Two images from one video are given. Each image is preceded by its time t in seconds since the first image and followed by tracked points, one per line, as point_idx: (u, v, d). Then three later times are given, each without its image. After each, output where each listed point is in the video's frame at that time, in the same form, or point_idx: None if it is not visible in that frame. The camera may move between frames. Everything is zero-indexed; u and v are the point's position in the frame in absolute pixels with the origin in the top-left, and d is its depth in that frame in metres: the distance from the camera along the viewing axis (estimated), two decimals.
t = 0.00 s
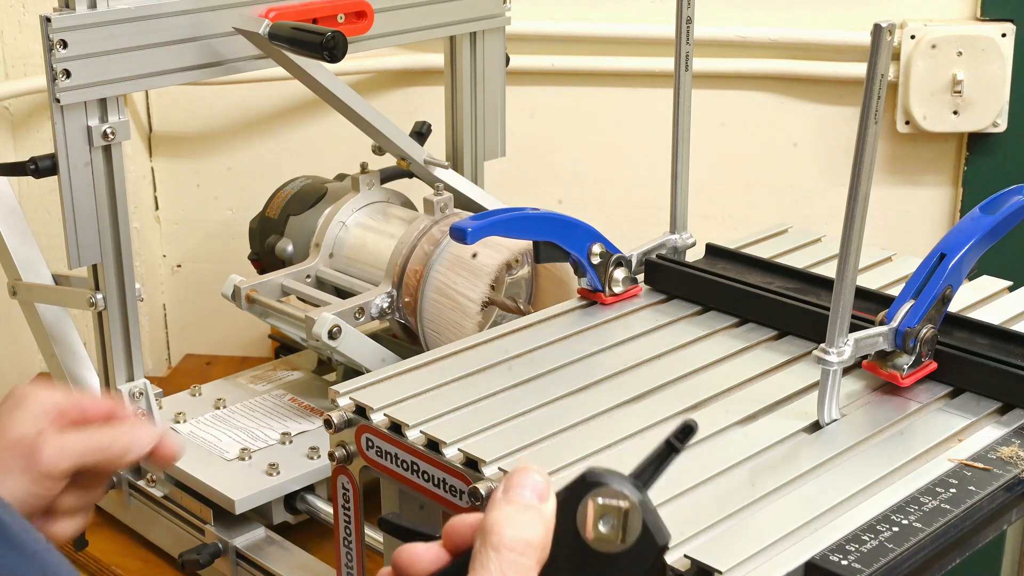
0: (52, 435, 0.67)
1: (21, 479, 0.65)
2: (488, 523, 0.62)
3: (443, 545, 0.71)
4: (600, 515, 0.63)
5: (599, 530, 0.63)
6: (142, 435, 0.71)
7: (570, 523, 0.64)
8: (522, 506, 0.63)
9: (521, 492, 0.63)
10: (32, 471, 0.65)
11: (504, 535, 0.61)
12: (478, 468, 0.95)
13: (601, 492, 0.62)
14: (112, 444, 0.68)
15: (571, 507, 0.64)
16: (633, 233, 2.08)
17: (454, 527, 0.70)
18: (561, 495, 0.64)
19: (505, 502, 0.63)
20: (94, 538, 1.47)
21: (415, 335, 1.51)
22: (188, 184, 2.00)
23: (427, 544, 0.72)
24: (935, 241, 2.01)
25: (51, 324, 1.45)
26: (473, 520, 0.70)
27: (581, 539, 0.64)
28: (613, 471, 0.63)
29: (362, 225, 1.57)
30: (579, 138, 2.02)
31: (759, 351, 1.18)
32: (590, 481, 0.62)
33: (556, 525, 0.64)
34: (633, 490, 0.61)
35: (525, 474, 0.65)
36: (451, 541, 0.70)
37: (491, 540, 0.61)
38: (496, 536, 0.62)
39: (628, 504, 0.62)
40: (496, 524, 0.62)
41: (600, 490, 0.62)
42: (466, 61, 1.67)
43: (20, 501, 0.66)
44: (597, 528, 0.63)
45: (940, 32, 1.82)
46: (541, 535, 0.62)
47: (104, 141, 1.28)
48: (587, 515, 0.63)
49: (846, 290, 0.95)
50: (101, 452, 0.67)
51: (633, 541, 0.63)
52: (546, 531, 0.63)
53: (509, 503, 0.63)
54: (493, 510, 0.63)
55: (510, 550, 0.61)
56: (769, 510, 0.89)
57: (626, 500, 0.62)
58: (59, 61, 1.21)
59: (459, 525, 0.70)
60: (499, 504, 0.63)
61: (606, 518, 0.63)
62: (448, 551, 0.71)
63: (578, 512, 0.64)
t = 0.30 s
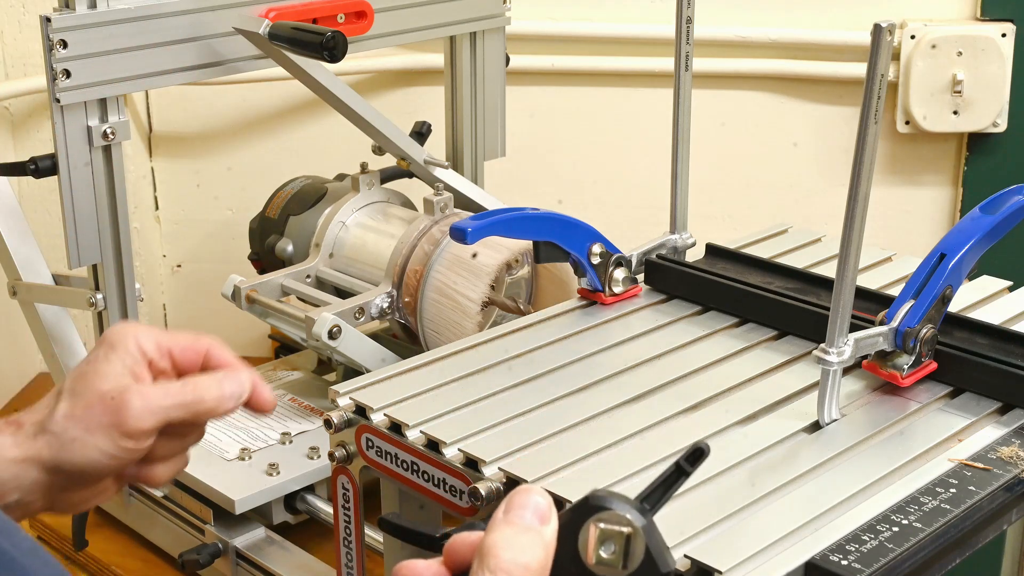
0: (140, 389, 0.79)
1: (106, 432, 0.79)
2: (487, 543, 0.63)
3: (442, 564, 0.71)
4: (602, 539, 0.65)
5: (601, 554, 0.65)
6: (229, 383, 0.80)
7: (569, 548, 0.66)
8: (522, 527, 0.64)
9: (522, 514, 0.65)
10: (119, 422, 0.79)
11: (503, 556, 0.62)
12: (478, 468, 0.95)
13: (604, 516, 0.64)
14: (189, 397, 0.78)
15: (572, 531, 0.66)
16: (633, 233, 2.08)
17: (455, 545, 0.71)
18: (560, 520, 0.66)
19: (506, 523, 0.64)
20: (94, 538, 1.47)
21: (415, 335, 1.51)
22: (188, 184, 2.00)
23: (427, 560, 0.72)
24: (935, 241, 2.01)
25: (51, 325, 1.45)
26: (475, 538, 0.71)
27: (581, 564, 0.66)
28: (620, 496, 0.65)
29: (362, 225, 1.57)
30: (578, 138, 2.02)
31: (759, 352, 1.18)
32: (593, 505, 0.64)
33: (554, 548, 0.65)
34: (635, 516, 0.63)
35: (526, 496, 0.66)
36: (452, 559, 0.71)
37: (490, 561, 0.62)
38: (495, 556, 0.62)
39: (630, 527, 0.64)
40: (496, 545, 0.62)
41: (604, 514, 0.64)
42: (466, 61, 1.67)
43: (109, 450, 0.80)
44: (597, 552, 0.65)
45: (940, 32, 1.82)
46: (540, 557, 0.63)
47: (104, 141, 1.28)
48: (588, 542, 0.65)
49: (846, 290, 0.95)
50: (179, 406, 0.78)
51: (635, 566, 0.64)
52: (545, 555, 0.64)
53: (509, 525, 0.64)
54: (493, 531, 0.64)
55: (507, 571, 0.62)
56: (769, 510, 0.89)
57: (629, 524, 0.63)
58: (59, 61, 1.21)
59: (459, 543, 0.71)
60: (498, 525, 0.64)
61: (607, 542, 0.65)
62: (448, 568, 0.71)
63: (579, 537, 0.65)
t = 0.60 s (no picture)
0: (119, 358, 0.84)
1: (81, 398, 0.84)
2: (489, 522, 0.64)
3: (444, 548, 0.72)
4: (601, 514, 0.64)
5: (601, 530, 0.64)
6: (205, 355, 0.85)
7: (571, 524, 0.65)
8: (524, 505, 0.65)
9: (522, 493, 0.65)
10: (94, 391, 0.83)
11: (507, 533, 0.63)
12: (478, 468, 0.95)
13: (602, 493, 0.64)
14: (164, 370, 0.84)
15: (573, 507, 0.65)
16: (634, 233, 2.08)
17: (455, 530, 0.71)
18: (561, 498, 0.66)
19: (507, 502, 0.65)
20: (94, 538, 1.47)
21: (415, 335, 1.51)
22: (188, 184, 2.00)
23: (427, 547, 0.73)
24: (935, 241, 2.01)
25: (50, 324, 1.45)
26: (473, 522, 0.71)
27: (581, 541, 0.65)
28: (615, 474, 0.65)
29: (362, 225, 1.57)
30: (578, 138, 2.02)
31: (759, 352, 1.18)
32: (591, 482, 0.64)
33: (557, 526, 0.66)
34: (632, 491, 0.63)
35: (526, 476, 0.67)
36: (452, 543, 0.72)
37: (494, 538, 0.63)
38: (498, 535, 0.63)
39: (629, 502, 0.64)
40: (498, 523, 0.63)
41: (602, 489, 0.64)
42: (466, 61, 1.67)
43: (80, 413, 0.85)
44: (597, 527, 0.65)
45: (940, 32, 1.82)
46: (544, 533, 0.64)
47: (104, 141, 1.28)
48: (587, 518, 0.65)
49: (846, 290, 0.95)
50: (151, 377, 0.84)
51: (634, 541, 0.64)
52: (548, 532, 0.65)
53: (512, 503, 0.65)
54: (495, 510, 0.65)
55: (511, 548, 0.63)
56: (769, 510, 0.89)
57: (627, 498, 0.64)
58: (59, 61, 1.21)
59: (459, 530, 0.71)
60: (500, 505, 0.65)
61: (606, 517, 0.64)
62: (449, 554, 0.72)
63: (578, 513, 0.65)
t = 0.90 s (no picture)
0: (148, 377, 0.74)
1: (113, 420, 0.73)
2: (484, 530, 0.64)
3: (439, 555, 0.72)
4: (596, 522, 0.66)
5: (595, 537, 0.66)
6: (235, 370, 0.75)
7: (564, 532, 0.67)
8: (519, 513, 0.65)
9: (518, 500, 0.66)
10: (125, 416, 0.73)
11: (503, 541, 0.63)
12: (478, 468, 0.95)
13: (596, 501, 0.65)
14: (196, 386, 0.74)
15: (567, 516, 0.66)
16: (634, 233, 2.08)
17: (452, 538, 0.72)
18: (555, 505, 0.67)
19: (503, 510, 0.65)
20: (94, 538, 1.47)
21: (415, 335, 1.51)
22: (188, 184, 2.00)
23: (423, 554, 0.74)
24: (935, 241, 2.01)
25: (50, 324, 1.45)
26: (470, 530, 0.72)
27: (576, 549, 0.67)
28: (609, 483, 0.67)
29: (362, 225, 1.57)
30: (578, 138, 2.02)
31: (759, 352, 1.18)
32: (586, 490, 0.66)
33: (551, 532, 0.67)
34: (626, 500, 0.65)
35: (520, 485, 0.67)
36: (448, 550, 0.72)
37: (491, 546, 0.63)
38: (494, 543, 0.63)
39: (623, 510, 0.65)
40: (494, 531, 0.64)
41: (596, 498, 0.66)
42: (466, 61, 1.67)
43: (114, 439, 0.74)
44: (591, 536, 0.66)
45: (940, 32, 1.82)
46: (538, 541, 0.65)
47: (104, 141, 1.28)
48: (580, 527, 0.66)
49: (846, 290, 0.95)
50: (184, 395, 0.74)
51: (626, 550, 0.66)
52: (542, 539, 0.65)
53: (506, 511, 0.65)
54: (490, 518, 0.65)
55: (507, 556, 0.63)
56: (769, 510, 0.89)
57: (621, 507, 0.65)
58: (59, 61, 1.21)
59: (454, 538, 0.71)
60: (495, 512, 0.65)
61: (601, 525, 0.66)
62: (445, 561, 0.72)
63: (573, 522, 0.66)
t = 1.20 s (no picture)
0: (202, 381, 0.84)
1: (171, 428, 0.84)
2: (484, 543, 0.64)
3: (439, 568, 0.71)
4: (597, 537, 0.67)
5: (596, 552, 0.67)
6: (281, 365, 0.85)
7: (564, 548, 0.68)
8: (519, 526, 0.65)
9: (519, 513, 0.65)
10: (184, 417, 0.84)
11: (503, 555, 0.63)
12: (478, 468, 0.95)
13: (598, 515, 0.66)
14: (246, 386, 0.83)
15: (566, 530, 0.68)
16: (634, 232, 2.08)
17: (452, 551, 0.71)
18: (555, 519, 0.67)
19: (503, 523, 0.65)
20: (94, 538, 1.47)
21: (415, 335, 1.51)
22: (188, 184, 2.00)
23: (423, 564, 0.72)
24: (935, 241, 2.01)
25: (50, 324, 1.45)
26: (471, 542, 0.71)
27: (576, 563, 0.68)
28: (610, 497, 0.68)
29: (362, 225, 1.57)
30: (578, 138, 2.02)
31: (759, 352, 1.18)
32: (589, 504, 0.67)
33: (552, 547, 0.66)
34: (629, 514, 0.66)
35: (521, 497, 0.67)
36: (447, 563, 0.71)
37: (490, 560, 0.63)
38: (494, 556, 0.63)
39: (625, 525, 0.66)
40: (494, 544, 0.63)
41: (598, 512, 0.66)
42: (466, 61, 1.67)
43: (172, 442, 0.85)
44: (593, 550, 0.67)
45: (940, 32, 1.82)
46: (538, 554, 0.64)
47: (104, 141, 1.28)
48: (581, 541, 0.67)
49: (846, 290, 0.95)
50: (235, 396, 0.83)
51: (628, 564, 0.66)
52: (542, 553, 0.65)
53: (506, 524, 0.65)
54: (490, 531, 0.64)
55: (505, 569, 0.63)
56: (769, 510, 0.89)
57: (622, 521, 0.66)
58: (59, 61, 1.21)
59: (455, 550, 0.71)
60: (495, 525, 0.65)
61: (602, 539, 0.66)
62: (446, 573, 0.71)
63: (574, 535, 0.67)
